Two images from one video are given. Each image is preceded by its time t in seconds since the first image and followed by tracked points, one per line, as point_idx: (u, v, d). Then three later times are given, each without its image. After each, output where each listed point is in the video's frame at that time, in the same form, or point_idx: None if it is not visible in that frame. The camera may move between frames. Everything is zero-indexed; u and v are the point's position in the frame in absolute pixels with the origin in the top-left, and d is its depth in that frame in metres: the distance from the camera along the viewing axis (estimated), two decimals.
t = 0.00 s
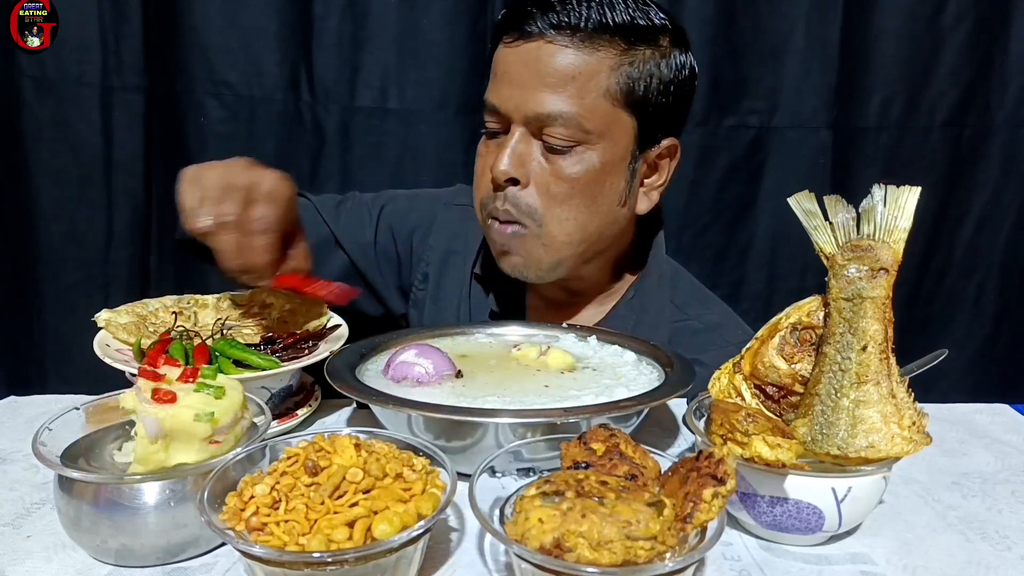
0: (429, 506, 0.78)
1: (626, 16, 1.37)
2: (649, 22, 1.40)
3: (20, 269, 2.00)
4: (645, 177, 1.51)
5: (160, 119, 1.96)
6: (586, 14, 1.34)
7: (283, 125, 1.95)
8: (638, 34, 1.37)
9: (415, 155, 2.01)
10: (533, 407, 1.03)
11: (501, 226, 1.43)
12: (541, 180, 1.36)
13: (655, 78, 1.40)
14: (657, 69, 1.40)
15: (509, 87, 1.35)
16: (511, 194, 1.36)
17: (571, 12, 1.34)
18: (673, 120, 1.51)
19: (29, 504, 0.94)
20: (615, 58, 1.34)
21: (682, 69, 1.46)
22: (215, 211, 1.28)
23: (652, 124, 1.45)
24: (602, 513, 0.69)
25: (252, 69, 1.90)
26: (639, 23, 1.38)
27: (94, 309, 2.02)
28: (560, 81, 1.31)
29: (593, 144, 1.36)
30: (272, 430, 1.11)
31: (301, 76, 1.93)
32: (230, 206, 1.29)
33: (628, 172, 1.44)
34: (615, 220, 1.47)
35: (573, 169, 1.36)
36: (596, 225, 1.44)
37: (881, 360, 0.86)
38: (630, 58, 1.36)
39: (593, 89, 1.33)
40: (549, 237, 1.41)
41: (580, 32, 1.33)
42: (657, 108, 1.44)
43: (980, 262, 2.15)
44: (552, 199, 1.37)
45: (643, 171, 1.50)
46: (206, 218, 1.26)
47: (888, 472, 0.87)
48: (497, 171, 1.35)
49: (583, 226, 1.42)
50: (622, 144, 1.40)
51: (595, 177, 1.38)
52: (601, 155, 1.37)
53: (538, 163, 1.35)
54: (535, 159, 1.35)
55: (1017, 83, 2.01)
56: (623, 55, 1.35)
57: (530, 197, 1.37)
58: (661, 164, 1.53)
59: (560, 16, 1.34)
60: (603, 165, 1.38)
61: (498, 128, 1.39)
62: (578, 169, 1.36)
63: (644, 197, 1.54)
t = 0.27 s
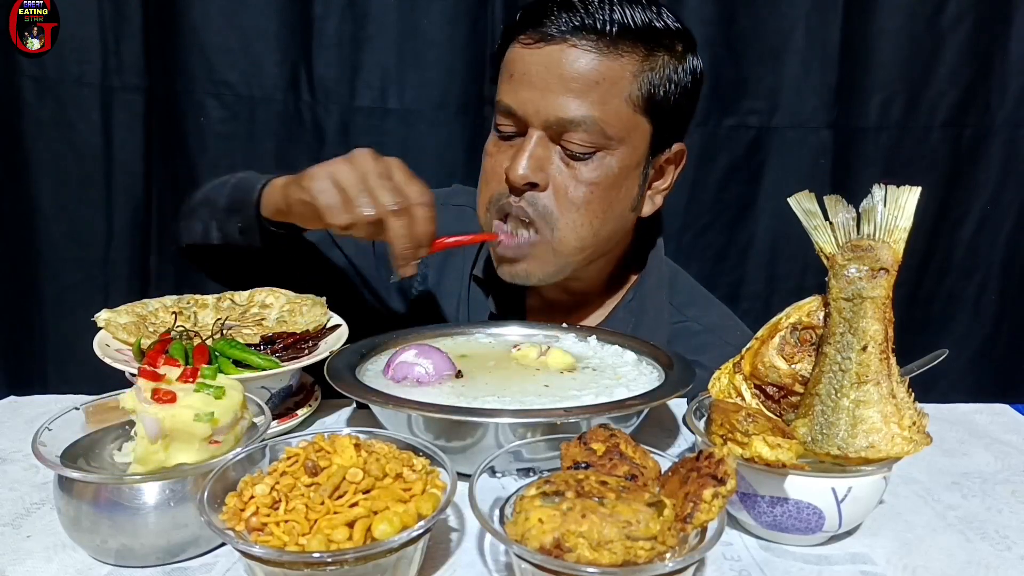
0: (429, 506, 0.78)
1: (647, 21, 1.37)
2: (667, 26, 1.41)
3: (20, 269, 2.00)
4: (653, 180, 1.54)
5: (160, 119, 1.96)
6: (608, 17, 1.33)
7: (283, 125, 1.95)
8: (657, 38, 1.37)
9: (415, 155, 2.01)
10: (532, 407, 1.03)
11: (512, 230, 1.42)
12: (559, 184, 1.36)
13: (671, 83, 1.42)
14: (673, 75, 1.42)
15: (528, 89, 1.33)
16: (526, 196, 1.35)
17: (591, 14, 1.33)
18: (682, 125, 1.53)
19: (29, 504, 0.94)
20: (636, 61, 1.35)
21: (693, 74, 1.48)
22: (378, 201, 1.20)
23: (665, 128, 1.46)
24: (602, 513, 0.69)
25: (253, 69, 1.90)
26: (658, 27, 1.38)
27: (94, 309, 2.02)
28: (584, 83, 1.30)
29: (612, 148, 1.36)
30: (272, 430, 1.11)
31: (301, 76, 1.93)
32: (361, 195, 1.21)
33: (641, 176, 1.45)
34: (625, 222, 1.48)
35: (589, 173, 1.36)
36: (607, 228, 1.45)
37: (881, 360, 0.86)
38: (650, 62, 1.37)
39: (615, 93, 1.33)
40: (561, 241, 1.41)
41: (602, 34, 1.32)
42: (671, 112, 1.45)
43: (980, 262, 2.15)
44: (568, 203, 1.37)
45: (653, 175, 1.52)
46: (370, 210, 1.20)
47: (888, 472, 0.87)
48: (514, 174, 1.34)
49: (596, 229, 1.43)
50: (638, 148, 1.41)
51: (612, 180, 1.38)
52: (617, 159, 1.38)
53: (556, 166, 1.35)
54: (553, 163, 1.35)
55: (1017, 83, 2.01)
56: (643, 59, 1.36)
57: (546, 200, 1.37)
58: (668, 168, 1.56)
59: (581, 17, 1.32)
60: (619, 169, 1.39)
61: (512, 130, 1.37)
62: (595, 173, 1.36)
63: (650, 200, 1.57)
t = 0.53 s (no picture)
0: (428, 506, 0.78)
1: (658, 28, 1.38)
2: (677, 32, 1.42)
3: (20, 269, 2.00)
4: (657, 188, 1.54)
5: (160, 119, 1.96)
6: (621, 22, 1.34)
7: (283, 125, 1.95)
8: (668, 45, 1.39)
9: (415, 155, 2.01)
10: (532, 407, 1.03)
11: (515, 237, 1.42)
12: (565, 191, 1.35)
13: (680, 90, 1.43)
14: (682, 82, 1.43)
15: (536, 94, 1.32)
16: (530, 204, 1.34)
17: (603, 19, 1.34)
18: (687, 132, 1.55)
19: (29, 504, 0.94)
20: (647, 68, 1.35)
21: (701, 81, 1.50)
22: (424, 182, 1.26)
23: (672, 136, 1.47)
24: (602, 513, 0.69)
25: (253, 69, 1.90)
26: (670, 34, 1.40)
27: (94, 309, 2.02)
28: (595, 90, 1.30)
29: (620, 156, 1.36)
30: (272, 430, 1.11)
31: (301, 77, 1.93)
32: (408, 180, 1.27)
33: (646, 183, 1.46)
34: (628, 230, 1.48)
35: (596, 181, 1.36)
36: (610, 236, 1.45)
37: (881, 360, 0.86)
38: (661, 70, 1.38)
39: (626, 100, 1.33)
40: (564, 249, 1.41)
41: (614, 40, 1.32)
42: (679, 119, 1.47)
43: (980, 262, 2.15)
44: (574, 211, 1.37)
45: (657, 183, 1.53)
46: (423, 192, 1.25)
47: (888, 472, 0.87)
48: (519, 181, 1.33)
49: (599, 237, 1.43)
50: (646, 155, 1.41)
51: (618, 188, 1.38)
52: (624, 167, 1.38)
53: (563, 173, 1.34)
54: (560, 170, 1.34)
55: (1017, 83, 2.01)
56: (654, 66, 1.36)
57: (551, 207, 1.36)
58: (671, 176, 1.57)
59: (593, 23, 1.33)
60: (626, 176, 1.39)
61: (518, 134, 1.36)
62: (602, 181, 1.36)
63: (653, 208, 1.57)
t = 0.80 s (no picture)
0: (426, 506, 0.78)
1: (658, 30, 1.38)
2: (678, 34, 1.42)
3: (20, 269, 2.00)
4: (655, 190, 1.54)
5: (160, 119, 1.96)
6: (621, 23, 1.34)
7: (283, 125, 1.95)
8: (668, 47, 1.39)
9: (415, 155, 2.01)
10: (532, 407, 1.03)
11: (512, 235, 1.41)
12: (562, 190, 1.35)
13: (680, 92, 1.43)
14: (682, 84, 1.43)
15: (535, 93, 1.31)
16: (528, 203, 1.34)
17: (603, 19, 1.34)
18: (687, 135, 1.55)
19: (29, 504, 0.94)
20: (647, 69, 1.35)
21: (701, 84, 1.50)
22: (427, 199, 1.26)
23: (671, 138, 1.47)
24: (602, 513, 0.69)
25: (253, 69, 1.90)
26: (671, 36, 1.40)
27: (94, 309, 2.02)
28: (594, 90, 1.30)
29: (618, 156, 1.36)
30: (272, 430, 1.11)
31: (301, 77, 1.93)
32: (412, 195, 1.27)
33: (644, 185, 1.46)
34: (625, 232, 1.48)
35: (593, 180, 1.36)
36: (608, 237, 1.45)
37: (881, 360, 0.86)
38: (661, 71, 1.38)
39: (625, 101, 1.33)
40: (561, 249, 1.41)
41: (614, 40, 1.32)
42: (678, 122, 1.47)
43: (980, 262, 2.15)
44: (571, 211, 1.36)
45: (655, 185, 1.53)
46: (427, 208, 1.25)
47: (888, 472, 0.87)
48: (516, 180, 1.32)
49: (596, 238, 1.42)
50: (644, 157, 1.42)
51: (616, 188, 1.38)
52: (623, 167, 1.38)
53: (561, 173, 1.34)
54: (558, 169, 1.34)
55: (1017, 83, 2.01)
56: (654, 67, 1.37)
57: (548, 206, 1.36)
58: (670, 178, 1.57)
59: (593, 23, 1.33)
60: (623, 177, 1.39)
61: (517, 133, 1.36)
62: (599, 181, 1.36)
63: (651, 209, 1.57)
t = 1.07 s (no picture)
0: (424, 506, 0.78)
1: (659, 27, 1.38)
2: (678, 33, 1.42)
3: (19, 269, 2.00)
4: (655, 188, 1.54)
5: (160, 119, 1.96)
6: (621, 18, 1.34)
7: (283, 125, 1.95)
8: (668, 44, 1.39)
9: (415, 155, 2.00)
10: (532, 407, 1.03)
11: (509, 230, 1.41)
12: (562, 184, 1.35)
13: (679, 89, 1.43)
14: (681, 82, 1.43)
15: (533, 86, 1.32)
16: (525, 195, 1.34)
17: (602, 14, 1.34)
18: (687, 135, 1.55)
19: (29, 504, 0.94)
20: (645, 65, 1.35)
21: (702, 82, 1.50)
22: (427, 190, 1.26)
23: (671, 135, 1.47)
24: (602, 513, 0.69)
25: (252, 69, 1.90)
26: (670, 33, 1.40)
27: (94, 309, 2.02)
28: (592, 83, 1.30)
29: (615, 151, 1.36)
30: (272, 431, 1.11)
31: (301, 77, 1.93)
32: (412, 187, 1.27)
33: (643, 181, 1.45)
34: (623, 228, 1.47)
35: (591, 173, 1.35)
36: (606, 231, 1.44)
37: (881, 360, 0.86)
38: (659, 68, 1.38)
39: (623, 95, 1.33)
40: (558, 243, 1.40)
41: (613, 34, 1.32)
42: (678, 119, 1.46)
43: (980, 262, 2.15)
44: (569, 204, 1.36)
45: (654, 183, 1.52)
46: (428, 201, 1.25)
47: (888, 472, 0.87)
48: (513, 172, 1.32)
49: (594, 233, 1.42)
50: (642, 153, 1.41)
51: (613, 182, 1.38)
52: (620, 162, 1.38)
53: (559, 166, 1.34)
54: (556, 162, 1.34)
55: (1018, 83, 2.01)
56: (653, 63, 1.37)
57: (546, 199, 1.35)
58: (671, 176, 1.56)
59: (592, 17, 1.33)
60: (621, 171, 1.38)
61: (516, 126, 1.36)
62: (596, 174, 1.36)
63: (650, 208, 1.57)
